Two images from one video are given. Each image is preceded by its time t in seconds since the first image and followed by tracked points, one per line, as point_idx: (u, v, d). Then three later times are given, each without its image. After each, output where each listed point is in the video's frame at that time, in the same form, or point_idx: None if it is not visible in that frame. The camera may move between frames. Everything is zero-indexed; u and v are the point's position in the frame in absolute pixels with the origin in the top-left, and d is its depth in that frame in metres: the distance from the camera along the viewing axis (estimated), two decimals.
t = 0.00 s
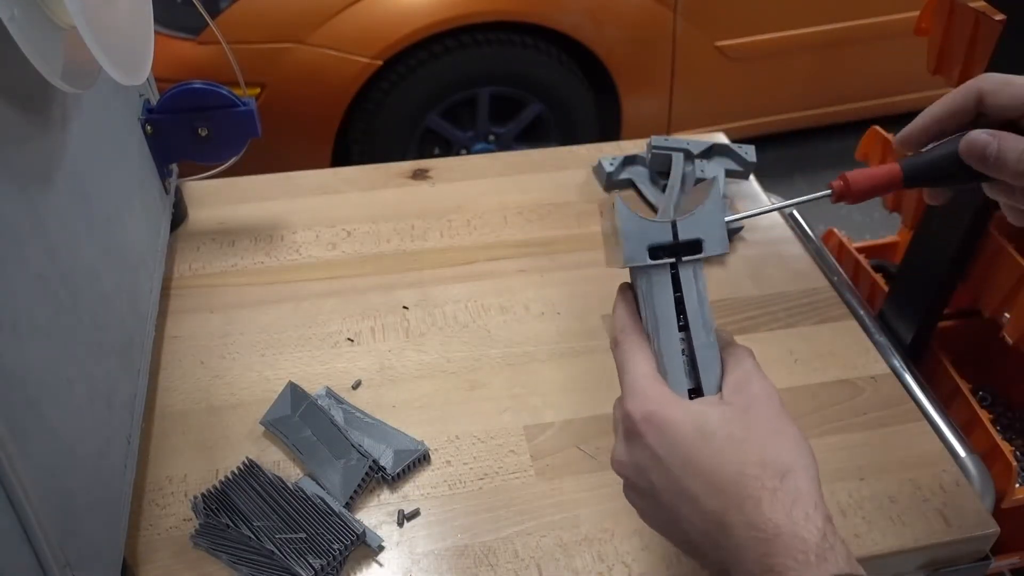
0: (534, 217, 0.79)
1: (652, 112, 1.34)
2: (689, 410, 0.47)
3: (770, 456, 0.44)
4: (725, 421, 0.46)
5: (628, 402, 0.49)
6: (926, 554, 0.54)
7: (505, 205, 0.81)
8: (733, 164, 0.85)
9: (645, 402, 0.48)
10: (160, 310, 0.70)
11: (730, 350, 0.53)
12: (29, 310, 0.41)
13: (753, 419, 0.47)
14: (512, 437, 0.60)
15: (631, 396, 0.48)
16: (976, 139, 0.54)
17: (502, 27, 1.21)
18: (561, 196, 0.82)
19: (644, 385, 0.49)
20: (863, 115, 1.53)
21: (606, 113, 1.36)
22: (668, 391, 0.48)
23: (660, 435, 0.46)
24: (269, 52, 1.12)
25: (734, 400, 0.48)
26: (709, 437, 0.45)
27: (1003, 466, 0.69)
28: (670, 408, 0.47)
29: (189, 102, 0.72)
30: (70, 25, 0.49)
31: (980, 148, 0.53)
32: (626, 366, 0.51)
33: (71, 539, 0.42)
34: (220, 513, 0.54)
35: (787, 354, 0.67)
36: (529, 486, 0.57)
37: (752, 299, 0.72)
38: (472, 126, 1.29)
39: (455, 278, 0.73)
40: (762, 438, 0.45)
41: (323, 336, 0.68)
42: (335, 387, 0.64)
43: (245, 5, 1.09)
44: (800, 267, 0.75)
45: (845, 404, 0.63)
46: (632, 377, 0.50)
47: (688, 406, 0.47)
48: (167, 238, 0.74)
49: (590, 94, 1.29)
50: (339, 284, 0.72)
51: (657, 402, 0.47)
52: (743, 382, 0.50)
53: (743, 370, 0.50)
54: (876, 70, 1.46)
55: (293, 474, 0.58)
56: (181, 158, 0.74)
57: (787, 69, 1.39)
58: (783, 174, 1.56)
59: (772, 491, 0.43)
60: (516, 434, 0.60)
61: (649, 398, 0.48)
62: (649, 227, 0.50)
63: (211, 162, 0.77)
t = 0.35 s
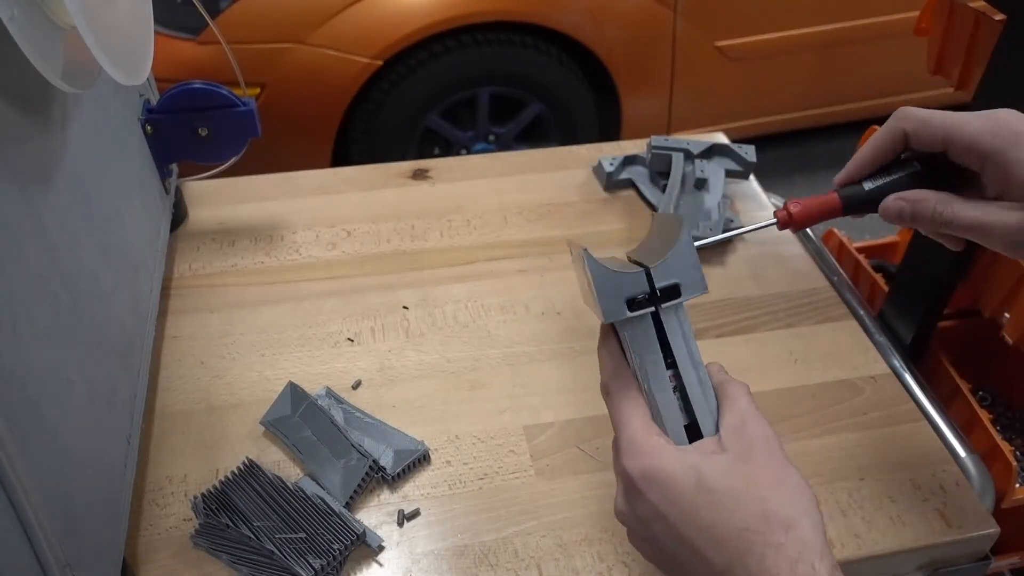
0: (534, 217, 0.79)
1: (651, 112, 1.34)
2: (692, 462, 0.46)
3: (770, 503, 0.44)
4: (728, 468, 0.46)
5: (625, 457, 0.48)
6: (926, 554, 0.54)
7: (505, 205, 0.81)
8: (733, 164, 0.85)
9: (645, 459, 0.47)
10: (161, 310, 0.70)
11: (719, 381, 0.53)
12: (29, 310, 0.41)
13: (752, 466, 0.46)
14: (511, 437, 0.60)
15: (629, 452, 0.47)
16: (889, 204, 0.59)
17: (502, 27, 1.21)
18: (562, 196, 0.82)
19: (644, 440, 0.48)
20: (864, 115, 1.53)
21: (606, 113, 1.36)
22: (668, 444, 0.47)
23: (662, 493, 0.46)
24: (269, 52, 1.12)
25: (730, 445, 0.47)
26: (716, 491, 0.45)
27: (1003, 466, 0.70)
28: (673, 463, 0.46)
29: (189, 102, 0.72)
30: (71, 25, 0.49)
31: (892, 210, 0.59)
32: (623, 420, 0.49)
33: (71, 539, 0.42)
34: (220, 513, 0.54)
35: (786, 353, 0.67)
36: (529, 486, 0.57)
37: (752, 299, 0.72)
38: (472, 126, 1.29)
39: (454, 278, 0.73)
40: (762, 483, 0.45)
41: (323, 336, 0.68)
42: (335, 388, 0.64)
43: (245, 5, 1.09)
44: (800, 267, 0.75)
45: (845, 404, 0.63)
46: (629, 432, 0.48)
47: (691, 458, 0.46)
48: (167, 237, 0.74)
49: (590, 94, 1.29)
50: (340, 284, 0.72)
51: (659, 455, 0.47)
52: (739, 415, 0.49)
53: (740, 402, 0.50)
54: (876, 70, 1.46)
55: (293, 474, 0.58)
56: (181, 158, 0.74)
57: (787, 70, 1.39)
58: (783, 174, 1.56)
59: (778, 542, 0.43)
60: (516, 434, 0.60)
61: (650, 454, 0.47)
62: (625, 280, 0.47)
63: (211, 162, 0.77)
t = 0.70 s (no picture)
0: (534, 217, 0.79)
1: (651, 112, 1.34)
2: (714, 501, 0.48)
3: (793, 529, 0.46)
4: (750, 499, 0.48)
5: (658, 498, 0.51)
6: (927, 554, 0.54)
7: (505, 205, 0.81)
8: (734, 164, 0.85)
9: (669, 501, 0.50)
10: (161, 310, 0.70)
11: (734, 399, 0.52)
12: (28, 310, 0.41)
13: (768, 493, 0.48)
14: (512, 437, 0.60)
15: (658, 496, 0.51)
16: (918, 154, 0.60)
17: (502, 26, 1.21)
18: (562, 196, 0.82)
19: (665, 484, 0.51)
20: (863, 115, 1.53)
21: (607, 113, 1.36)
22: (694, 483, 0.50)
23: (692, 532, 0.49)
24: (269, 52, 1.12)
25: (745, 472, 0.49)
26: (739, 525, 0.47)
27: (1004, 466, 0.70)
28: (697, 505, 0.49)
29: (189, 102, 0.72)
30: (71, 25, 0.49)
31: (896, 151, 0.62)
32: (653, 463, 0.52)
33: (71, 540, 0.42)
34: (220, 513, 0.54)
35: (786, 353, 0.67)
36: (529, 486, 0.57)
37: (751, 299, 0.72)
38: (472, 126, 1.29)
39: (454, 277, 0.73)
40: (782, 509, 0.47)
41: (323, 336, 0.68)
42: (335, 388, 0.64)
43: (245, 5, 1.09)
44: (799, 267, 0.75)
45: (845, 404, 0.63)
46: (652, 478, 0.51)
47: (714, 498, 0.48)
48: (167, 237, 0.74)
49: (590, 94, 1.29)
50: (340, 284, 0.72)
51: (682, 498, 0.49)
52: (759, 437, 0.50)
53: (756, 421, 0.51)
54: (876, 70, 1.46)
55: (293, 474, 0.58)
56: (182, 158, 0.74)
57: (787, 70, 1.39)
58: (784, 174, 1.56)
59: (797, 566, 0.46)
60: (516, 434, 0.60)
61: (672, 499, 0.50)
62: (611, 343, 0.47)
63: (211, 162, 0.77)
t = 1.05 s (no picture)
0: (534, 217, 0.79)
1: (652, 112, 1.34)
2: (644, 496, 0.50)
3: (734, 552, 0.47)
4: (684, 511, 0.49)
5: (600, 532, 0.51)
6: (927, 554, 0.54)
7: (506, 205, 0.81)
8: (733, 164, 0.85)
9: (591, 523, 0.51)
10: (161, 310, 0.70)
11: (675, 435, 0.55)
12: (28, 311, 0.41)
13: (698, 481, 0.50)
14: (512, 437, 0.60)
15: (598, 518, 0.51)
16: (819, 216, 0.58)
17: (502, 26, 1.21)
18: (562, 196, 0.82)
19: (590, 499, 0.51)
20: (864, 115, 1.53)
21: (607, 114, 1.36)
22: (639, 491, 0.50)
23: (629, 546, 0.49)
24: (269, 52, 1.12)
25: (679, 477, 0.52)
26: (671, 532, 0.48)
27: (1004, 467, 0.70)
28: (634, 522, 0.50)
29: (188, 101, 0.72)
30: (71, 25, 0.49)
31: (828, 227, 0.58)
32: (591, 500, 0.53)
33: (71, 540, 0.42)
34: (220, 514, 0.54)
35: (787, 353, 0.67)
36: (529, 486, 0.57)
37: (752, 299, 0.72)
38: (472, 126, 1.28)
39: (454, 278, 0.73)
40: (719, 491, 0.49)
41: (323, 336, 0.68)
42: (335, 388, 0.64)
43: (245, 5, 1.09)
44: (800, 267, 0.75)
45: (845, 404, 0.63)
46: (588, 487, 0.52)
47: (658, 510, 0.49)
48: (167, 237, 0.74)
49: (590, 94, 1.29)
50: (340, 284, 0.72)
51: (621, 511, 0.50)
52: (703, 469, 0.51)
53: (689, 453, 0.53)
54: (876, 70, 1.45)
55: (293, 474, 0.58)
56: (181, 158, 0.74)
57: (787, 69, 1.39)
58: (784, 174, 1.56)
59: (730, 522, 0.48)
60: (516, 434, 0.60)
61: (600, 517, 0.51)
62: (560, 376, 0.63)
63: (211, 162, 0.76)
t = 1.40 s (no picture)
0: (534, 217, 0.79)
1: (652, 112, 1.34)
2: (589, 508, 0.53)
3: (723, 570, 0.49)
4: (660, 530, 0.51)
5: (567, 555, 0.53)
6: (927, 554, 0.54)
7: (506, 205, 0.81)
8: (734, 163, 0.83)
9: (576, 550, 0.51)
10: (161, 310, 0.70)
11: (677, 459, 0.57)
12: (28, 311, 0.41)
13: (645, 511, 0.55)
14: (512, 438, 0.60)
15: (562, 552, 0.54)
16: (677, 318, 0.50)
17: (502, 26, 1.21)
18: (562, 196, 0.82)
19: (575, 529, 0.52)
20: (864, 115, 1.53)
21: (607, 114, 1.36)
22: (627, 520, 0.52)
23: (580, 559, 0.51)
24: (269, 52, 1.12)
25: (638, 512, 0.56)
26: (647, 552, 0.51)
27: (1005, 466, 0.70)
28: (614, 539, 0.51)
29: (188, 102, 0.71)
30: (71, 24, 0.49)
31: (686, 326, 0.50)
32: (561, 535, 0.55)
33: (71, 540, 0.42)
34: (220, 514, 0.54)
35: (787, 353, 0.67)
36: (530, 486, 0.57)
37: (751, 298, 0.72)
38: (472, 126, 1.28)
39: (454, 278, 0.73)
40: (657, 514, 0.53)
41: (323, 336, 0.68)
42: (335, 388, 0.64)
43: (245, 5, 1.09)
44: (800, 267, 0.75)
45: (846, 404, 0.63)
46: (576, 513, 0.52)
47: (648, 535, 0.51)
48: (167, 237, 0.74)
49: (590, 94, 1.29)
50: (340, 284, 0.72)
51: (610, 531, 0.51)
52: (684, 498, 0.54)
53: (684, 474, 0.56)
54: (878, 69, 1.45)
55: (293, 474, 0.58)
56: (181, 158, 0.74)
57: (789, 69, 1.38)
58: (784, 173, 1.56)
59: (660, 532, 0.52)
60: (516, 434, 0.60)
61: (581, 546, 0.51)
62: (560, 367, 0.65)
63: (211, 162, 0.76)
